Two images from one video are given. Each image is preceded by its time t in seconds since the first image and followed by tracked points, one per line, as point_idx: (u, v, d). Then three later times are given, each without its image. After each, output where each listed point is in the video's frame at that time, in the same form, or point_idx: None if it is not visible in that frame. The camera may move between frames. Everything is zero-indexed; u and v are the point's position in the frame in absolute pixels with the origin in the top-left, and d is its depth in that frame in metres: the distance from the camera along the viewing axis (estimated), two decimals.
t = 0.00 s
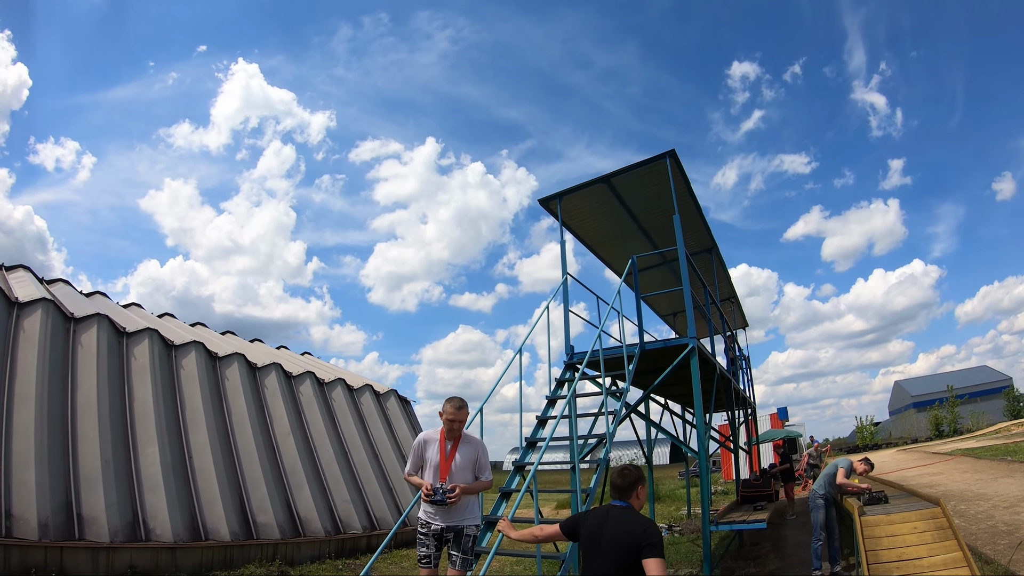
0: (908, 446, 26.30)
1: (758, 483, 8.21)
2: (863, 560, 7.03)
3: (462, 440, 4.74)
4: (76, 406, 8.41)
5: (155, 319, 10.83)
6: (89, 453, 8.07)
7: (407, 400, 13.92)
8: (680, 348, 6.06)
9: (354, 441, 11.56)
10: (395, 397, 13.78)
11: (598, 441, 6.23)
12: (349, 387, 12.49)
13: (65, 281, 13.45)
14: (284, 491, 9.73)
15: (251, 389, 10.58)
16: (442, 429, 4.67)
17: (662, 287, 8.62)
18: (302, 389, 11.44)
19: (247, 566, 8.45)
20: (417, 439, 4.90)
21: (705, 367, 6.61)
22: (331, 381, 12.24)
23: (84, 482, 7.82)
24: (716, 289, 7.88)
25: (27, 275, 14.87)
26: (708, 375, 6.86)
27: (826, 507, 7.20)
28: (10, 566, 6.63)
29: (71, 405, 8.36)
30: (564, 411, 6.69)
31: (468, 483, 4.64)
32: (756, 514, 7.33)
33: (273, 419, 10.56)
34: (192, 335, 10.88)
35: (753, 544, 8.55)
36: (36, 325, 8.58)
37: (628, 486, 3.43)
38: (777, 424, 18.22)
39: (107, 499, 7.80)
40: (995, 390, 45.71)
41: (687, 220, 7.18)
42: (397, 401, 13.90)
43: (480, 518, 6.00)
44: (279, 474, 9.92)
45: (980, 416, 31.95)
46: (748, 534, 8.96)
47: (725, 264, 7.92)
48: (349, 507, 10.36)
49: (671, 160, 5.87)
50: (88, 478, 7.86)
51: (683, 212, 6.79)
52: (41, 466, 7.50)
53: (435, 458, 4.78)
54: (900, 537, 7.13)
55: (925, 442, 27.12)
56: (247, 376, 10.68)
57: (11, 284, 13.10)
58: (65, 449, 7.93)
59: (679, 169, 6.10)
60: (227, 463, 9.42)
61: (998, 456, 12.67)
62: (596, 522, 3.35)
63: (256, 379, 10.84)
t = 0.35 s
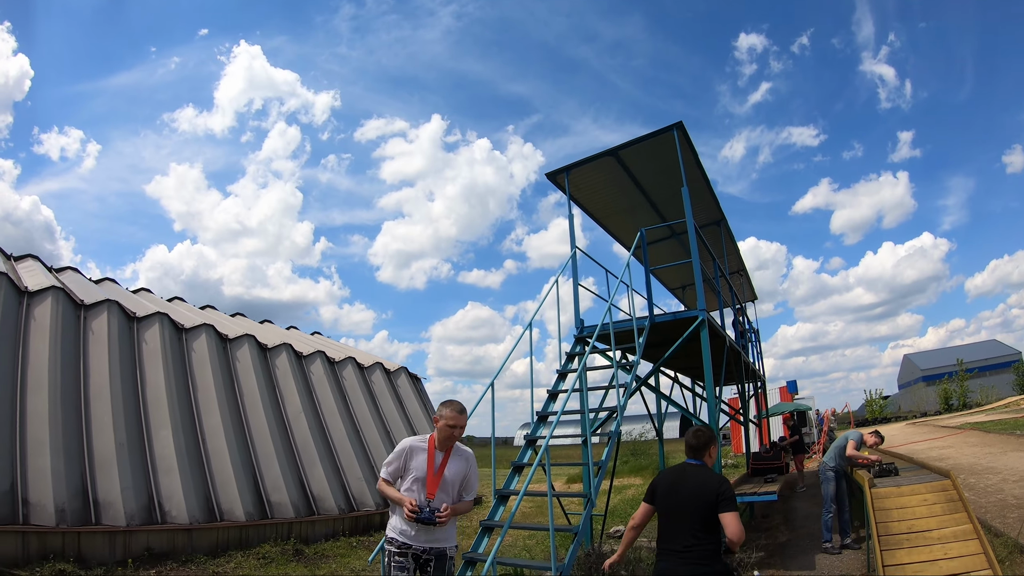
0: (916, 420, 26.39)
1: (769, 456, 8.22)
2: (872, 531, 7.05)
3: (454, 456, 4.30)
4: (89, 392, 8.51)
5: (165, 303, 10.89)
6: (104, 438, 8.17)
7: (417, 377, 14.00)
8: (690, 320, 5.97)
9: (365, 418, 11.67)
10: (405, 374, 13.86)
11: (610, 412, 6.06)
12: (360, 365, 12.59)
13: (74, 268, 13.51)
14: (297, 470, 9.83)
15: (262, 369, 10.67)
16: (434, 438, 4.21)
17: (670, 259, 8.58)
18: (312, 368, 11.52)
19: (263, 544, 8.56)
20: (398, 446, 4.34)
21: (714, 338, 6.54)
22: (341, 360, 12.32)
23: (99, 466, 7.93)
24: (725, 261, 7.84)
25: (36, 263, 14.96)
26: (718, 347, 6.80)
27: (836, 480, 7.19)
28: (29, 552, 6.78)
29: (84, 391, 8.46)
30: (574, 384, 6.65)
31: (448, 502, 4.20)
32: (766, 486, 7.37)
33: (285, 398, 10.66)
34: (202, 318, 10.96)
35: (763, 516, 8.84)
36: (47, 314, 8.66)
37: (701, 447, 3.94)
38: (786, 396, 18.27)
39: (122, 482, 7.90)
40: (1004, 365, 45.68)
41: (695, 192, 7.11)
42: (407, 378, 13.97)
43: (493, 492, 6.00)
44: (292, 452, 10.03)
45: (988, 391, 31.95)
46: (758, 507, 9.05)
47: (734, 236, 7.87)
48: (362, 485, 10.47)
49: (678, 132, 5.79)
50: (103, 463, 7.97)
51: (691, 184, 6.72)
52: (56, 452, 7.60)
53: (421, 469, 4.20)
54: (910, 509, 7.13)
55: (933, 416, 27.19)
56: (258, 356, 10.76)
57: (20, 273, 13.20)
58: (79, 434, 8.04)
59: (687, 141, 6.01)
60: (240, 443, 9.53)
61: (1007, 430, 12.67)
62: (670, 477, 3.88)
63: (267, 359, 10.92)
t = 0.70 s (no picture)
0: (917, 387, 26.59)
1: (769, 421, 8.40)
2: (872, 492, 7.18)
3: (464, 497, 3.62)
4: (93, 372, 8.54)
5: (166, 282, 10.89)
6: (110, 417, 8.23)
7: (420, 347, 14.05)
8: (690, 285, 5.89)
9: (368, 389, 11.75)
10: (408, 345, 13.92)
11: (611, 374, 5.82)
12: (362, 337, 12.64)
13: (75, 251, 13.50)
14: (302, 443, 9.91)
15: (264, 344, 10.71)
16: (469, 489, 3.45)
17: (671, 224, 8.55)
18: (314, 342, 11.57)
19: (271, 517, 8.65)
20: (419, 504, 3.25)
21: (714, 303, 6.50)
22: (344, 333, 12.36)
23: (106, 445, 8.00)
24: (725, 227, 7.83)
25: (35, 248, 14.95)
26: (719, 312, 6.79)
27: (838, 444, 7.26)
28: (38, 535, 6.91)
29: (88, 372, 8.49)
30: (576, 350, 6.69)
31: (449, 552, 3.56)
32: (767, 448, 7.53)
33: (288, 372, 10.72)
34: (204, 295, 10.98)
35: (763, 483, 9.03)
36: (49, 296, 8.67)
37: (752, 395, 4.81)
38: (789, 363, 18.32)
39: (129, 461, 7.97)
40: (1006, 334, 45.84)
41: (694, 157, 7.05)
42: (410, 348, 14.03)
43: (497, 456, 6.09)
44: (297, 425, 10.11)
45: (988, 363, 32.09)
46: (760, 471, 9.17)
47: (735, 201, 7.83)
48: (367, 457, 10.56)
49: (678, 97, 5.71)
50: (109, 442, 8.03)
51: (690, 148, 6.66)
52: (62, 433, 7.66)
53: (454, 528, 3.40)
54: (910, 471, 7.23)
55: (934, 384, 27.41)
56: (261, 331, 10.80)
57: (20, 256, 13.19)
58: (85, 414, 8.10)
59: (686, 106, 5.93)
60: (245, 417, 9.60)
61: (1009, 398, 12.73)
62: (729, 422, 4.65)
63: (269, 334, 10.96)
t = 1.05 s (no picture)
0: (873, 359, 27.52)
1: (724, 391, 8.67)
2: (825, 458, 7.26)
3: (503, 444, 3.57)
4: (45, 348, 8.29)
5: (119, 255, 10.58)
6: (64, 394, 8.01)
7: (378, 318, 14.03)
8: (645, 253, 5.88)
9: (326, 359, 11.70)
10: (366, 315, 13.89)
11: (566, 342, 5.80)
12: (320, 308, 12.55)
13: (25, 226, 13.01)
14: (259, 417, 9.80)
15: (220, 316, 10.53)
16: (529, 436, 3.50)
17: (630, 193, 8.58)
18: (271, 313, 11.43)
19: (228, 491, 8.53)
20: (505, 457, 3.18)
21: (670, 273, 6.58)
22: (300, 304, 12.24)
23: (60, 423, 7.78)
24: (682, 195, 7.93)
25: None
26: (674, 282, 6.89)
27: (792, 411, 7.43)
28: None
29: (41, 348, 8.24)
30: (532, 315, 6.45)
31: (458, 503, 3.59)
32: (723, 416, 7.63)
33: (245, 344, 10.58)
34: (159, 268, 10.70)
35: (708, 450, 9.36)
36: None
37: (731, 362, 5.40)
38: (749, 334, 18.71)
39: (84, 439, 7.78)
40: (959, 310, 47.55)
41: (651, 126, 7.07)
42: (369, 319, 13.99)
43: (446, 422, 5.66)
44: (254, 398, 9.99)
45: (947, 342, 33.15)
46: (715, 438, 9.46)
47: (692, 171, 7.91)
48: (325, 429, 10.54)
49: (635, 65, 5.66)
50: (64, 420, 7.82)
51: (647, 116, 6.66)
52: (15, 413, 7.44)
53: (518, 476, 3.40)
54: (862, 439, 7.36)
55: (888, 357, 28.42)
56: (216, 304, 10.61)
57: None
58: (37, 391, 7.87)
59: (644, 74, 5.91)
60: (202, 392, 9.43)
61: (960, 371, 13.21)
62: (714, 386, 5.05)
63: (224, 306, 10.79)
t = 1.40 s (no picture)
0: (800, 345, 28.90)
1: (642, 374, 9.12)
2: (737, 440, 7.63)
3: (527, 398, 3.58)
4: None
5: (31, 224, 10.07)
6: None
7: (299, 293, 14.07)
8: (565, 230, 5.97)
9: (242, 334, 11.67)
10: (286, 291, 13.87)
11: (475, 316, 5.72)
12: (238, 282, 12.44)
13: None
14: (174, 393, 9.59)
15: (135, 289, 10.24)
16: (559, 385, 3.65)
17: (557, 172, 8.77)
18: (188, 287, 11.26)
19: (141, 471, 8.29)
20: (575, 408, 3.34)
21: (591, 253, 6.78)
22: (218, 278, 12.11)
23: None
24: (607, 176, 8.19)
25: None
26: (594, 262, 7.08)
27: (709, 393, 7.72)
28: None
29: None
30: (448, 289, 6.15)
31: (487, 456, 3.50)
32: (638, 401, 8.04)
33: (160, 318, 10.34)
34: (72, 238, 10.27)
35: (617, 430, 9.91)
36: None
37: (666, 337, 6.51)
38: (671, 317, 19.24)
39: None
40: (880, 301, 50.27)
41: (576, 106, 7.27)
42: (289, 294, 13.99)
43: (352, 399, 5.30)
44: (170, 374, 9.78)
45: (870, 331, 35.16)
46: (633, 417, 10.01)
47: (617, 153, 8.18)
48: (242, 406, 10.50)
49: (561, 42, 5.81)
50: None
51: (573, 94, 6.83)
52: None
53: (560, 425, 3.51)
54: (777, 422, 7.69)
55: (813, 343, 29.93)
56: (131, 276, 10.30)
57: None
58: None
59: (571, 52, 6.04)
60: (115, 367, 9.13)
61: (877, 358, 13.98)
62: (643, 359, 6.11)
63: (140, 278, 10.49)
